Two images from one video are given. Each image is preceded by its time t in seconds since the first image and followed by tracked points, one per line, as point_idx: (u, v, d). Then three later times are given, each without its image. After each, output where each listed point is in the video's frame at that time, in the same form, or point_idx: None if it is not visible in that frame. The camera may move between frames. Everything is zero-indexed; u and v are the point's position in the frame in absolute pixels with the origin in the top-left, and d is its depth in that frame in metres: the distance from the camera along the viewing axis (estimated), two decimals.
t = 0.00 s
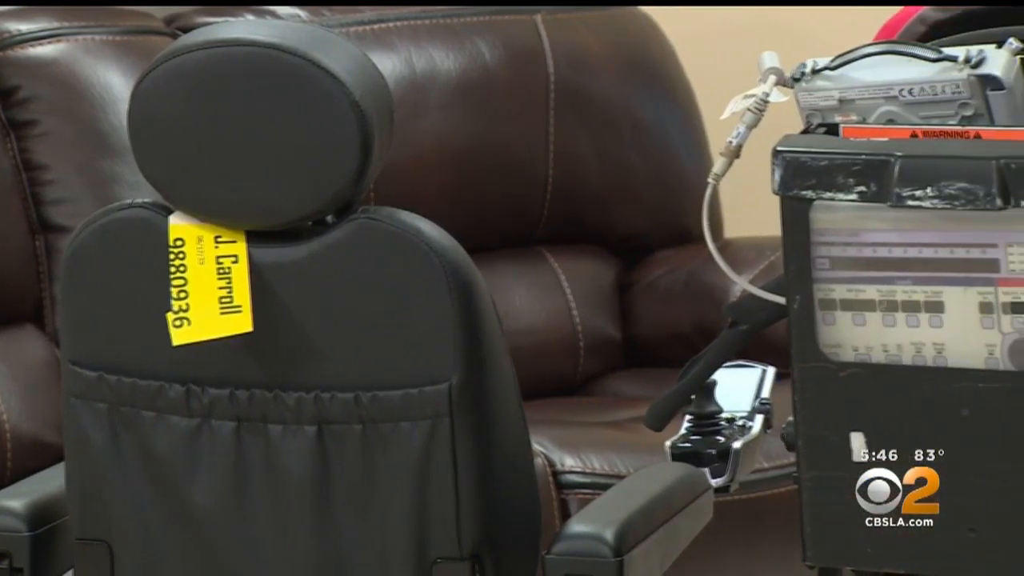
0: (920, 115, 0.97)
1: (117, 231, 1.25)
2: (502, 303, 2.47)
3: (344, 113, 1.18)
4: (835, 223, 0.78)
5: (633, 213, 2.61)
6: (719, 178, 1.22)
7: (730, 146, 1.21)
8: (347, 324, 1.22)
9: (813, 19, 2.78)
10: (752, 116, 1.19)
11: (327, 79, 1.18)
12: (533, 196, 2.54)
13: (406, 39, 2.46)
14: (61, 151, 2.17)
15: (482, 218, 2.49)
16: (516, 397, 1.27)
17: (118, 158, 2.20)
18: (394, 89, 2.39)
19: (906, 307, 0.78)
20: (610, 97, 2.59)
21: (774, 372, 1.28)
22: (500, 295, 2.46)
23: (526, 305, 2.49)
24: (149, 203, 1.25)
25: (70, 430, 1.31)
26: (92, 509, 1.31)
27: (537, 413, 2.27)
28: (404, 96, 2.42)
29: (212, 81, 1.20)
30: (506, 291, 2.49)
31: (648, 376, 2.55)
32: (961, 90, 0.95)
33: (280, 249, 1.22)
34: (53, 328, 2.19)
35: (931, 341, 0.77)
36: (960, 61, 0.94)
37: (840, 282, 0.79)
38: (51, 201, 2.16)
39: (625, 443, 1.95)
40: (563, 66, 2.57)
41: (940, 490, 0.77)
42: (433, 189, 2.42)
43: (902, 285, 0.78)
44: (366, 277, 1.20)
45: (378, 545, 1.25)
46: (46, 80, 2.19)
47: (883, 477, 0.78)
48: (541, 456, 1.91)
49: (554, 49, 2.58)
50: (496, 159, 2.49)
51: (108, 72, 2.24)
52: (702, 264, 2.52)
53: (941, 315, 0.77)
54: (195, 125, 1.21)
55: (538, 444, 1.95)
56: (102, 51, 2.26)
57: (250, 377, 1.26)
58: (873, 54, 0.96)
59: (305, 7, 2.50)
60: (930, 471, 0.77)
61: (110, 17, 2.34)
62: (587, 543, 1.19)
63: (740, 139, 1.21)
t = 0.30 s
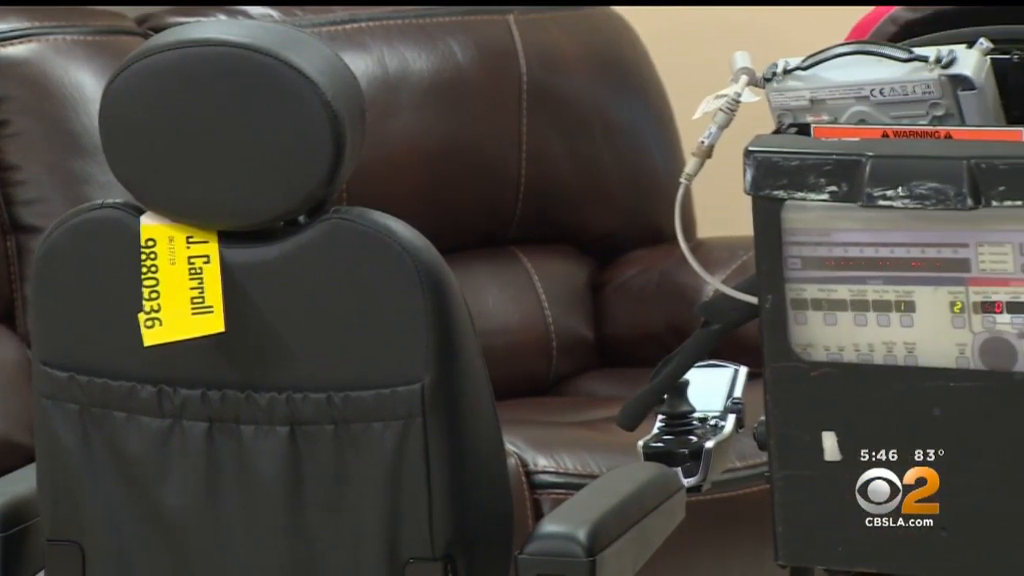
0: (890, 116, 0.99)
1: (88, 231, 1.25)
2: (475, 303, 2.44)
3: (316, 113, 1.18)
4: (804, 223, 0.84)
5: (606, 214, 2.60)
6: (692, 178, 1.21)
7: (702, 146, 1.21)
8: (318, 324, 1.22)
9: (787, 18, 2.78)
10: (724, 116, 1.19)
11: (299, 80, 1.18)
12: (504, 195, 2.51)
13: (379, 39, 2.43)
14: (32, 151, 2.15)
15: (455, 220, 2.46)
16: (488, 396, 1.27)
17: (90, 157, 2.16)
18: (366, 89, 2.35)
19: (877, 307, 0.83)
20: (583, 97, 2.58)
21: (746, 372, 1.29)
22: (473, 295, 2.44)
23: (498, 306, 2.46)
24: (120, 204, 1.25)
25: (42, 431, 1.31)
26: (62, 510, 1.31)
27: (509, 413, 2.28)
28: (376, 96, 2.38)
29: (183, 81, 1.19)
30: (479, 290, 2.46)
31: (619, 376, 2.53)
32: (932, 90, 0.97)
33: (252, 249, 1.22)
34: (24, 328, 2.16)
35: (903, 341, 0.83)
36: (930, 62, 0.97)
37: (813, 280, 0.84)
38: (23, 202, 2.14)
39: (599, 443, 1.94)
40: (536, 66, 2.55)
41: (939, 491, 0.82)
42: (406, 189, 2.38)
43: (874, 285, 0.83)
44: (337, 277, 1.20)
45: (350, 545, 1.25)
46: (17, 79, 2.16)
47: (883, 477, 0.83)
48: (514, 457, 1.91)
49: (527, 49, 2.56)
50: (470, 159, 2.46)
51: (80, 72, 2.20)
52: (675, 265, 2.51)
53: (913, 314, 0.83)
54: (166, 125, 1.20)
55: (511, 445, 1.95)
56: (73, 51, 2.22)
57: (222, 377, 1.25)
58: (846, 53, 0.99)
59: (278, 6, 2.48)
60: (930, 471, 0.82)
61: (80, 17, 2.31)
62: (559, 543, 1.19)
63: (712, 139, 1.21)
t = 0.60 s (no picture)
0: (863, 115, 0.97)
1: (61, 231, 1.24)
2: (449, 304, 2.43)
3: (289, 113, 1.18)
4: (777, 222, 0.84)
5: (580, 213, 2.60)
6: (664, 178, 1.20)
7: (675, 146, 1.20)
8: (292, 324, 1.22)
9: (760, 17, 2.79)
10: (697, 116, 1.17)
11: (271, 79, 1.17)
12: (479, 195, 2.51)
13: (352, 39, 2.42)
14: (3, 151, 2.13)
15: (433, 219, 2.46)
16: (462, 396, 1.27)
17: (62, 158, 2.15)
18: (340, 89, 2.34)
19: (851, 306, 0.85)
20: (558, 99, 2.58)
21: (720, 371, 1.30)
22: (447, 296, 2.43)
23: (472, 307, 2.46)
24: (92, 204, 1.24)
25: (14, 431, 1.31)
26: (34, 511, 1.31)
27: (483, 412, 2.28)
28: (350, 96, 2.37)
29: (155, 81, 1.19)
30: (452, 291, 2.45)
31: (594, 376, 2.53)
32: (904, 90, 0.95)
33: (224, 250, 1.22)
34: None
35: (876, 340, 0.84)
36: (903, 62, 0.94)
37: (786, 281, 0.86)
38: None
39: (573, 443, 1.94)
40: (509, 65, 2.55)
41: (939, 491, 0.83)
42: (380, 189, 2.37)
43: (847, 285, 0.85)
44: (311, 278, 1.20)
45: (324, 545, 1.25)
46: None
47: (882, 477, 0.84)
48: (488, 457, 1.91)
49: (501, 48, 2.56)
50: (445, 159, 2.45)
51: (51, 72, 2.20)
52: (649, 265, 2.50)
53: (885, 314, 0.84)
54: (139, 126, 1.20)
55: (486, 445, 1.95)
56: (45, 51, 2.22)
57: (196, 378, 1.25)
58: (819, 53, 0.97)
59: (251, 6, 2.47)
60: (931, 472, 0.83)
61: (52, 17, 2.30)
62: (533, 543, 1.19)
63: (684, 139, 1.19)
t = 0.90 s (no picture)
0: (835, 114, 0.97)
1: (32, 232, 1.23)
2: (423, 305, 2.43)
3: (262, 114, 1.17)
4: (751, 222, 0.87)
5: (556, 214, 2.60)
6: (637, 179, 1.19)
7: (649, 146, 1.19)
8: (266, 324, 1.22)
9: (732, 16, 2.78)
10: (670, 116, 1.16)
11: (245, 79, 1.17)
12: (453, 195, 2.50)
13: (326, 39, 2.41)
14: None
15: (407, 219, 2.45)
16: (436, 396, 1.27)
17: (35, 158, 2.14)
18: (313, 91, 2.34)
19: (823, 306, 0.88)
20: (531, 100, 2.58)
21: (694, 371, 1.29)
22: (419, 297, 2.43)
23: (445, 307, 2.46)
24: (64, 204, 1.24)
25: None
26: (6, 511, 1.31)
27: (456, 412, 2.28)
28: (323, 96, 2.36)
29: (128, 81, 1.18)
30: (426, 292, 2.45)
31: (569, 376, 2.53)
32: (877, 90, 0.95)
33: (198, 250, 1.22)
34: None
35: (848, 340, 0.87)
36: (875, 62, 0.95)
37: (759, 279, 0.88)
38: None
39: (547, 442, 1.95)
40: (483, 65, 2.55)
41: (938, 490, 0.87)
42: (354, 189, 2.37)
43: (820, 285, 0.87)
44: (285, 278, 1.20)
45: (299, 545, 1.25)
46: None
47: (883, 477, 0.87)
48: (462, 457, 1.91)
49: (474, 48, 2.55)
50: (419, 159, 2.45)
51: (24, 72, 2.19)
52: (622, 265, 2.51)
53: (857, 313, 0.87)
54: (111, 126, 1.19)
55: (460, 445, 1.95)
56: (17, 50, 2.20)
57: (170, 379, 1.25)
58: (792, 54, 0.97)
59: (223, 6, 2.47)
60: (928, 473, 0.87)
61: (23, 18, 2.28)
62: (507, 543, 1.19)
63: (658, 139, 1.18)
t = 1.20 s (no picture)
0: (808, 114, 0.96)
1: (6, 232, 1.23)
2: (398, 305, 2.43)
3: (235, 113, 1.17)
4: (724, 222, 0.85)
5: (529, 214, 2.60)
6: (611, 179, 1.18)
7: (622, 146, 1.17)
8: (240, 325, 1.21)
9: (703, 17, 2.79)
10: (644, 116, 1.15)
11: (218, 79, 1.17)
12: (428, 196, 2.50)
13: (300, 39, 2.41)
14: None
15: (383, 220, 2.46)
16: (410, 395, 1.27)
17: (8, 158, 2.13)
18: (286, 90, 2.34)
19: (796, 306, 0.85)
20: (505, 99, 2.58)
21: (668, 370, 1.29)
22: (394, 298, 2.43)
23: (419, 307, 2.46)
24: (38, 204, 1.23)
25: None
26: None
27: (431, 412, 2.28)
28: (296, 96, 2.36)
29: (98, 82, 1.18)
30: (400, 292, 2.45)
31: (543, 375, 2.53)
32: (849, 90, 0.94)
33: (171, 250, 1.21)
34: None
35: (821, 340, 0.84)
36: (848, 62, 0.94)
37: (732, 280, 0.85)
38: None
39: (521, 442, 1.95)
40: (457, 65, 2.55)
41: (939, 491, 0.83)
42: (328, 189, 2.37)
43: (793, 285, 0.84)
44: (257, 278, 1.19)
45: (273, 545, 1.25)
46: None
47: (882, 476, 0.84)
48: (437, 457, 1.91)
49: (448, 48, 2.55)
50: (393, 159, 2.45)
51: None
52: (597, 265, 2.51)
53: (831, 313, 0.84)
54: (81, 127, 1.19)
55: (434, 444, 1.95)
56: None
57: (143, 380, 1.25)
58: (764, 54, 0.96)
59: (196, 6, 2.46)
60: (928, 472, 0.83)
61: None
62: (481, 543, 1.19)
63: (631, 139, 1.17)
